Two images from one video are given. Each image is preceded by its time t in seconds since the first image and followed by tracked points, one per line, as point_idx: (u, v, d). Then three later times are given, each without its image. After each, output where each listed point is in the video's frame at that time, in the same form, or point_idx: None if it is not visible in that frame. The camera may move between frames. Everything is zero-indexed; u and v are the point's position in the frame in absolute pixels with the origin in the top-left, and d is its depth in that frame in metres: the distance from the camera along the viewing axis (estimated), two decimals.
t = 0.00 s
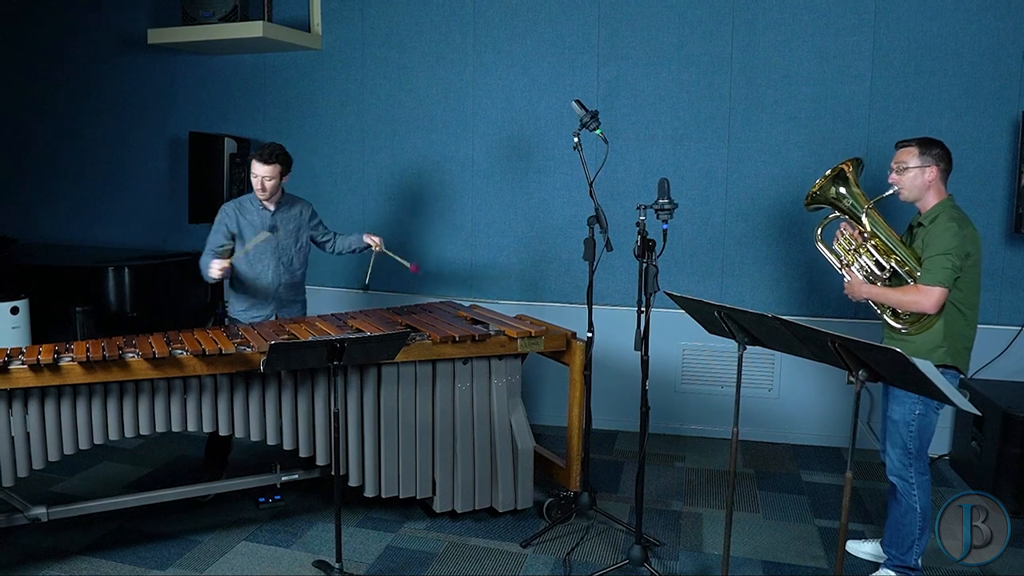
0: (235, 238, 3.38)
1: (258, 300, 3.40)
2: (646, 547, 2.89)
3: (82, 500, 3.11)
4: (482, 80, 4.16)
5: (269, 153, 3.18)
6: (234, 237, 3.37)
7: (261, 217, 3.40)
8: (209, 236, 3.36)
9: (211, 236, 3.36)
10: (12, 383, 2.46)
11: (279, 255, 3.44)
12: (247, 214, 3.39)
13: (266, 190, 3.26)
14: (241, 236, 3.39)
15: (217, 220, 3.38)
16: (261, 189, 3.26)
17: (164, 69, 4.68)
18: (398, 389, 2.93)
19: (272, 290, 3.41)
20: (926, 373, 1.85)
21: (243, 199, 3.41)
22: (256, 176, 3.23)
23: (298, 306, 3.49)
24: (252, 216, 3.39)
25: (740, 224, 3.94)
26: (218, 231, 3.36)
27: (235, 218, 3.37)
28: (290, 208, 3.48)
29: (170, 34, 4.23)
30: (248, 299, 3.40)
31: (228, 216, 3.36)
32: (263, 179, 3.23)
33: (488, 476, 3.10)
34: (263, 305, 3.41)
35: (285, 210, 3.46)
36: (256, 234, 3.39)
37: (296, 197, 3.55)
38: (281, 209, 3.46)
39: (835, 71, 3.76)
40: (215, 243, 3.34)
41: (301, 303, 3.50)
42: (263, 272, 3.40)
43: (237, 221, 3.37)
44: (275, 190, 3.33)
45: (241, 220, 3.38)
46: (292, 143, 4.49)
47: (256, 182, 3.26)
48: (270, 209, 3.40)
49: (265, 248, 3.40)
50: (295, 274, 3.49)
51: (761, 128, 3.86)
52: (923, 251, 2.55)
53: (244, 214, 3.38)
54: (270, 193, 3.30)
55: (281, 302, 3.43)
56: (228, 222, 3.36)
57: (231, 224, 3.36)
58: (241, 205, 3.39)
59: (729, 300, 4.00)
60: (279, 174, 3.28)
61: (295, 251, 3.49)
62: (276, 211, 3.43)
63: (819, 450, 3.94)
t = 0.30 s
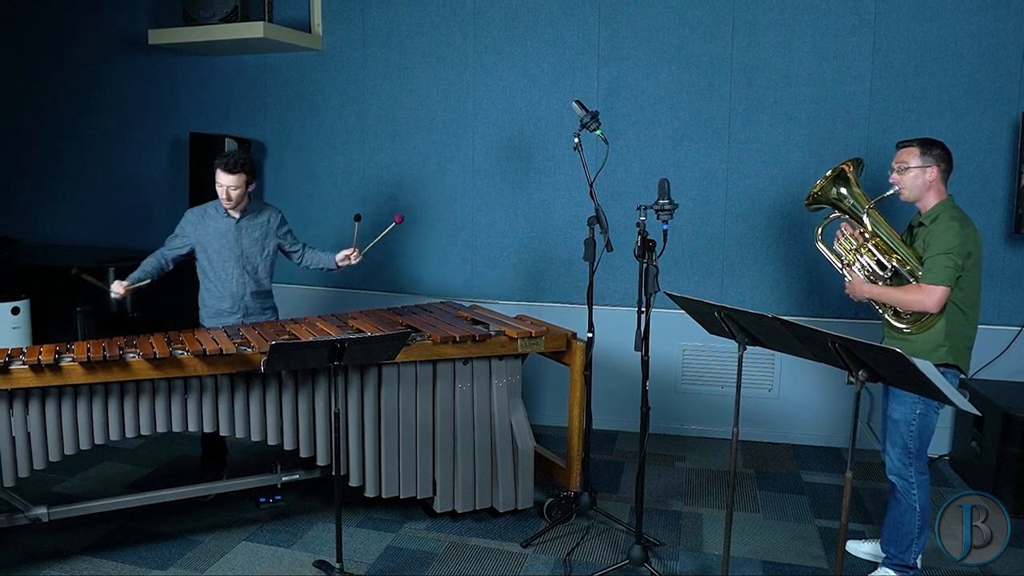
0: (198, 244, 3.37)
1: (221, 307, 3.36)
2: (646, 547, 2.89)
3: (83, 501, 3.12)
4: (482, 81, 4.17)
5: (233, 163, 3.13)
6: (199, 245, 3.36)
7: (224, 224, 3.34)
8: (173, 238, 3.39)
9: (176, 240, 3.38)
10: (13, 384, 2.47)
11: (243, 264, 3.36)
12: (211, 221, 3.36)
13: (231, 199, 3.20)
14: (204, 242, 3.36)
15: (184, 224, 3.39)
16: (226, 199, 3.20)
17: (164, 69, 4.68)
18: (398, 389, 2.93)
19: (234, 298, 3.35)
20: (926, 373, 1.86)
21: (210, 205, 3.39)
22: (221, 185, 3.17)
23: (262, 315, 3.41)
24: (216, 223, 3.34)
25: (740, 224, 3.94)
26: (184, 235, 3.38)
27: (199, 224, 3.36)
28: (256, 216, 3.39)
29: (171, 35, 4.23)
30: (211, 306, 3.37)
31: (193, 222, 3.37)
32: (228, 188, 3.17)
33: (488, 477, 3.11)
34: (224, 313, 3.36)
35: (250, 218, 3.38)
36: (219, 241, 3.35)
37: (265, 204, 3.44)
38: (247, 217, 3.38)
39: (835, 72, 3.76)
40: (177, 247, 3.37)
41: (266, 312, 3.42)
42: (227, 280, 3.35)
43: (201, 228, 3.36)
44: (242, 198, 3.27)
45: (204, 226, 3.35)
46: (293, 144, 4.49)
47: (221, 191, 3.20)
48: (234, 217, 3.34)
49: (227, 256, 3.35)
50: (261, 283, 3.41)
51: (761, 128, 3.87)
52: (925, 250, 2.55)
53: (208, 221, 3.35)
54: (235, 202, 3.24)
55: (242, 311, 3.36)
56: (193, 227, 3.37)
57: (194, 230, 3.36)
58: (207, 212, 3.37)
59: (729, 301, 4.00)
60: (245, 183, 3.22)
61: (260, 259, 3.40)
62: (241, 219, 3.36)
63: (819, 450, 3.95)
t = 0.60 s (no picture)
0: (180, 252, 3.37)
1: (207, 313, 3.37)
2: (646, 547, 2.89)
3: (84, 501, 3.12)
4: (482, 81, 4.17)
5: (209, 172, 3.14)
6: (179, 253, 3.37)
7: (204, 231, 3.35)
8: (155, 247, 3.40)
9: (157, 249, 3.40)
10: (14, 384, 2.47)
11: (226, 270, 3.36)
12: (191, 230, 3.36)
13: (210, 208, 3.20)
14: (185, 250, 3.36)
15: (165, 233, 3.40)
16: (204, 208, 3.22)
17: (164, 70, 4.68)
18: (399, 389, 2.94)
19: (219, 303, 3.36)
20: (926, 373, 1.86)
21: (190, 212, 3.39)
22: (199, 195, 3.18)
23: (248, 319, 3.42)
24: (196, 231, 3.35)
25: (741, 224, 3.95)
26: (165, 244, 3.39)
27: (179, 232, 3.37)
28: (236, 222, 3.39)
29: (171, 35, 4.24)
30: (197, 312, 3.39)
31: (173, 230, 3.38)
32: (205, 197, 3.17)
33: (488, 477, 3.11)
34: (210, 319, 3.37)
35: (230, 224, 3.37)
36: (199, 248, 3.35)
37: (246, 209, 3.44)
38: (227, 223, 3.37)
39: (835, 72, 3.77)
40: (158, 256, 3.39)
41: (252, 316, 3.43)
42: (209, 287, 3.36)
43: (181, 237, 3.36)
44: (221, 206, 3.28)
45: (185, 234, 3.36)
46: (293, 144, 4.50)
47: (199, 201, 3.20)
48: (213, 224, 3.34)
49: (207, 263, 3.35)
50: (244, 287, 3.42)
51: (761, 128, 3.87)
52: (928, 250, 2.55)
53: (188, 228, 3.36)
54: (214, 210, 3.24)
55: (228, 316, 3.37)
56: (174, 235, 3.37)
57: (175, 238, 3.37)
58: (186, 220, 3.37)
59: (729, 301, 4.00)
60: (222, 191, 3.23)
61: (242, 264, 3.40)
62: (221, 225, 3.36)
63: (819, 450, 3.95)
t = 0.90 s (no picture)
0: (178, 254, 3.36)
1: (207, 314, 3.38)
2: (647, 547, 2.89)
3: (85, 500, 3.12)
4: (482, 82, 4.17)
5: (213, 170, 3.11)
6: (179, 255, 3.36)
7: (204, 233, 3.34)
8: (153, 249, 3.38)
9: (154, 251, 3.37)
10: (15, 384, 2.48)
11: (225, 271, 3.37)
12: (190, 231, 3.35)
13: (214, 208, 3.19)
14: (184, 251, 3.36)
15: (162, 234, 3.38)
16: (207, 208, 3.19)
17: (165, 70, 4.69)
18: (400, 389, 2.94)
19: (219, 304, 3.37)
20: (927, 374, 1.87)
21: (188, 213, 3.38)
22: (202, 196, 3.16)
23: (248, 319, 3.43)
24: (194, 232, 3.34)
25: (741, 225, 3.95)
26: (163, 246, 3.37)
27: (178, 234, 3.36)
28: (235, 223, 3.39)
29: (173, 36, 4.24)
30: (197, 313, 3.40)
31: (172, 232, 3.36)
32: (208, 198, 3.16)
33: (489, 477, 3.11)
34: (211, 320, 3.38)
35: (229, 225, 3.37)
36: (198, 250, 3.34)
37: (244, 210, 3.45)
38: (226, 223, 3.37)
39: (835, 72, 3.77)
40: (157, 258, 3.37)
41: (252, 316, 3.44)
42: (210, 288, 3.36)
43: (180, 238, 3.35)
44: (222, 206, 3.25)
45: (183, 235, 3.35)
46: (293, 145, 4.50)
47: (202, 201, 3.18)
48: (213, 225, 3.34)
49: (207, 264, 3.35)
50: (244, 287, 3.42)
51: (761, 129, 3.88)
52: (930, 250, 2.55)
53: (187, 230, 3.35)
54: (216, 210, 3.23)
55: (228, 317, 3.38)
56: (172, 237, 3.36)
57: (174, 240, 3.36)
58: (184, 221, 3.36)
59: (729, 301, 4.01)
60: (225, 191, 3.21)
61: (241, 265, 3.40)
62: (220, 226, 3.35)
63: (819, 450, 3.96)
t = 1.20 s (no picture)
0: (191, 252, 3.36)
1: (217, 313, 3.37)
2: (647, 547, 2.90)
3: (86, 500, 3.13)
4: (483, 82, 4.17)
5: (231, 168, 3.11)
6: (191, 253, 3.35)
7: (217, 231, 3.34)
8: (164, 247, 3.37)
9: (166, 249, 3.36)
10: (16, 384, 2.48)
11: (237, 270, 3.36)
12: (204, 229, 3.35)
13: (234, 209, 3.21)
14: (197, 250, 3.35)
15: (175, 232, 3.37)
16: (226, 206, 3.20)
17: (166, 71, 4.69)
18: (401, 389, 2.94)
19: (230, 303, 3.36)
20: (927, 374, 1.87)
21: (202, 212, 3.37)
22: (222, 195, 3.17)
23: (258, 319, 3.42)
24: (208, 230, 3.33)
25: (741, 225, 3.95)
26: (175, 244, 3.36)
27: (191, 232, 3.35)
28: (248, 222, 3.39)
29: (173, 36, 4.24)
30: (207, 312, 3.38)
31: (185, 229, 3.35)
32: (230, 197, 3.17)
33: (489, 476, 3.12)
34: (221, 319, 3.37)
35: (243, 224, 3.38)
36: (211, 248, 3.34)
37: (258, 210, 3.46)
38: (240, 222, 3.38)
39: (835, 73, 3.77)
40: (169, 255, 3.35)
41: (263, 316, 3.43)
42: (222, 286, 3.36)
43: (194, 236, 3.34)
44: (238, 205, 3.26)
45: (196, 233, 3.34)
46: (294, 145, 4.51)
47: (222, 201, 3.19)
48: (227, 224, 3.34)
49: (220, 262, 3.35)
50: (255, 287, 3.42)
51: (761, 129, 3.88)
52: (932, 251, 2.55)
53: (201, 228, 3.34)
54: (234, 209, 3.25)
55: (239, 315, 3.37)
56: (185, 235, 3.35)
57: (187, 238, 3.35)
58: (198, 219, 3.35)
59: (729, 301, 4.01)
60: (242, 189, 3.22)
61: (254, 264, 3.40)
62: (233, 225, 3.36)
63: (818, 450, 3.96)
